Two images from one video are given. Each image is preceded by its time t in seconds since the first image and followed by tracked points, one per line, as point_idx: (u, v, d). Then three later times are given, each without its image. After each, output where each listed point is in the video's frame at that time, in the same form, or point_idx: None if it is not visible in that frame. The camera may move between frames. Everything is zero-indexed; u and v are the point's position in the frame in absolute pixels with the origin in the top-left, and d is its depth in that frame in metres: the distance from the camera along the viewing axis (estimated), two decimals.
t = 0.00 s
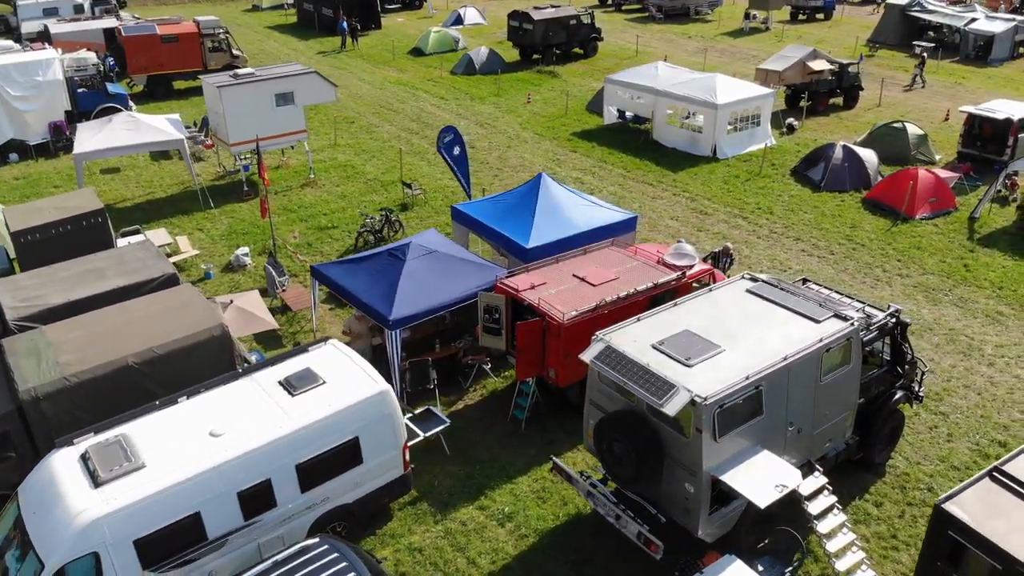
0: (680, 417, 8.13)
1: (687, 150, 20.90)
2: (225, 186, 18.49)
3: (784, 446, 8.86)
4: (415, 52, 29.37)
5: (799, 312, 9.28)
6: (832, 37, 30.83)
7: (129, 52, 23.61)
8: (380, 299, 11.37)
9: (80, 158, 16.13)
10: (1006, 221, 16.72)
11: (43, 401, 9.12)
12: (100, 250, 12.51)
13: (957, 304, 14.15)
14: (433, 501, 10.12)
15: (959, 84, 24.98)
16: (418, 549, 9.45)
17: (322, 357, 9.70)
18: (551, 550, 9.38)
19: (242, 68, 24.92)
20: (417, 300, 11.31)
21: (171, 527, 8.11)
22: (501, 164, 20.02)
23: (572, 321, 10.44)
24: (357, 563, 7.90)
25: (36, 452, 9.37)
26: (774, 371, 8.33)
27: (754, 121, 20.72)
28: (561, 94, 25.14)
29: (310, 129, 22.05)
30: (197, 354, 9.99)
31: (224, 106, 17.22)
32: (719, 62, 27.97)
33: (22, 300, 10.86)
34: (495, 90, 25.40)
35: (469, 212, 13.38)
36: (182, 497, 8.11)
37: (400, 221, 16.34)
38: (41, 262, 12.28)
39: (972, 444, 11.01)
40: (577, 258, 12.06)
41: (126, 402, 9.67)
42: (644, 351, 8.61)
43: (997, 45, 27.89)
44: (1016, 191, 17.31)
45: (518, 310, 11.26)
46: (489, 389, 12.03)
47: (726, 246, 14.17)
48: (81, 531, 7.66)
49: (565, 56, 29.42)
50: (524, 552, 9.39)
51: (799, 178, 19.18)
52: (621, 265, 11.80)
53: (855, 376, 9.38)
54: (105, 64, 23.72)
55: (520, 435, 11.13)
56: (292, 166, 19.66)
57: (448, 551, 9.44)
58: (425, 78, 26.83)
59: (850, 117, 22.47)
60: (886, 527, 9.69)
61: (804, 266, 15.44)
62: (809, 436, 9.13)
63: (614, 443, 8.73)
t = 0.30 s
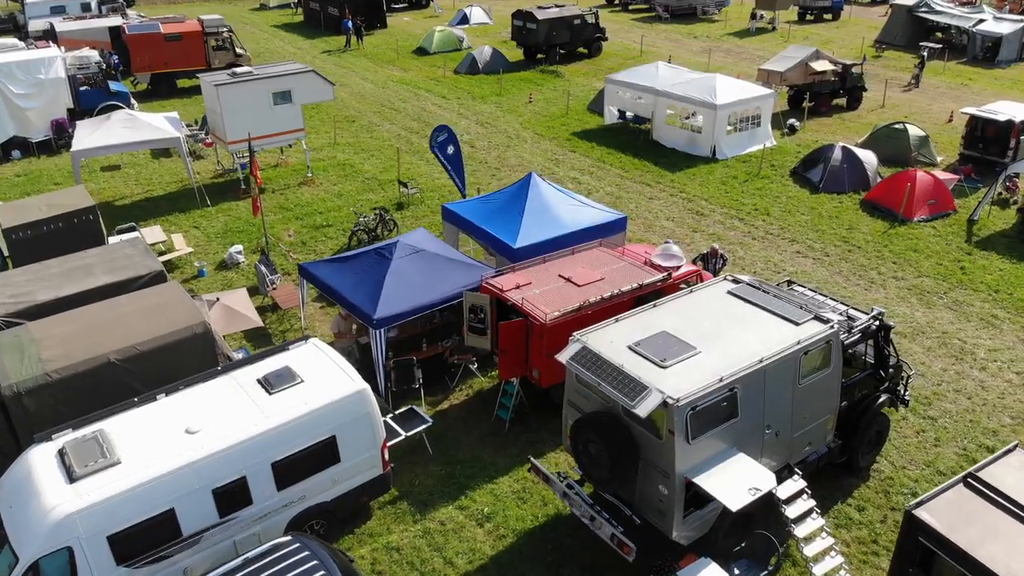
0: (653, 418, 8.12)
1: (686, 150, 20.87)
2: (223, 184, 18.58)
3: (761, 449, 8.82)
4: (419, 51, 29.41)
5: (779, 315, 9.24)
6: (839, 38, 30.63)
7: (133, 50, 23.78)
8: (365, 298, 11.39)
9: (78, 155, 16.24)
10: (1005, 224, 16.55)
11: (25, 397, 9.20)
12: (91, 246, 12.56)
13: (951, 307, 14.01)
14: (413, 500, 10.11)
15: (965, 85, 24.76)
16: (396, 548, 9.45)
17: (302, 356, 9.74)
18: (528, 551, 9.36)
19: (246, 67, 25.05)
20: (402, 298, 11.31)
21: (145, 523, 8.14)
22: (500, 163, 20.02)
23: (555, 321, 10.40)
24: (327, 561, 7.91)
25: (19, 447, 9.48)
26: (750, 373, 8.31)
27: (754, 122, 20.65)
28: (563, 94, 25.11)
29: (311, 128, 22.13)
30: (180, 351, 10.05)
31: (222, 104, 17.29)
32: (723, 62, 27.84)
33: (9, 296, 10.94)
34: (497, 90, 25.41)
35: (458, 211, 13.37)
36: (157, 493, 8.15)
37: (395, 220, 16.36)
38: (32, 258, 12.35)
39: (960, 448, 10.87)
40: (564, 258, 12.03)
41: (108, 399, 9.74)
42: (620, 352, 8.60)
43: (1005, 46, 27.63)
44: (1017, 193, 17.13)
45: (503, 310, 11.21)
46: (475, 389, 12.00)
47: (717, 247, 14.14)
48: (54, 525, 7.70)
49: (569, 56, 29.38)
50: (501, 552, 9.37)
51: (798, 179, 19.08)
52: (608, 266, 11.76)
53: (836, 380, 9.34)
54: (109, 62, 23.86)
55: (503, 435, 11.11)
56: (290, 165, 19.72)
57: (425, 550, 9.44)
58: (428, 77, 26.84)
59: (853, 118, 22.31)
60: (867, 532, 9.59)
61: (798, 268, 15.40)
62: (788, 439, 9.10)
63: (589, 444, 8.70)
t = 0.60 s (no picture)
0: (632, 421, 8.08)
1: (693, 151, 20.76)
2: (229, 182, 18.71)
3: (744, 454, 8.77)
4: (431, 50, 29.45)
5: (765, 319, 9.18)
6: (854, 39, 30.34)
7: (145, 48, 24.01)
8: (358, 297, 11.40)
9: (84, 152, 16.41)
10: (1013, 229, 16.31)
11: (14, 390, 9.30)
12: (89, 242, 12.67)
13: (954, 312, 13.82)
14: (399, 499, 10.12)
15: (980, 88, 24.43)
16: (379, 547, 9.46)
17: (288, 354, 9.78)
18: (510, 553, 9.33)
19: (257, 65, 25.20)
20: (394, 298, 11.31)
21: (126, 517, 8.20)
22: (505, 163, 20.01)
23: (544, 321, 10.36)
24: (302, 559, 7.93)
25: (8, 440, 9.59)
26: (731, 377, 8.25)
27: (762, 123, 20.49)
28: (573, 95, 25.05)
29: (319, 126, 22.22)
30: (169, 347, 10.14)
31: (227, 102, 17.40)
32: (735, 63, 27.65)
33: (6, 290, 11.06)
34: (507, 89, 25.40)
35: (454, 211, 13.36)
36: (138, 488, 8.21)
37: (396, 219, 16.38)
38: (32, 254, 12.45)
39: (954, 456, 10.68)
40: (559, 259, 11.98)
41: (97, 393, 9.83)
42: (602, 354, 8.55)
43: (1022, 49, 27.24)
44: None
45: (494, 310, 11.17)
46: (467, 389, 12.00)
47: (716, 249, 14.06)
48: (35, 518, 7.78)
49: (581, 56, 29.30)
50: (483, 554, 9.35)
51: (804, 182, 18.91)
52: (601, 267, 11.71)
53: (823, 385, 9.25)
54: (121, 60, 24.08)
55: (492, 436, 11.08)
56: (296, 163, 19.81)
57: (407, 550, 9.43)
58: (438, 76, 26.87)
59: (864, 121, 22.05)
60: (854, 539, 9.46)
61: (799, 272, 15.32)
62: (772, 444, 9.02)
63: (570, 446, 8.66)
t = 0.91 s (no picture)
0: (616, 425, 8.02)
1: (706, 153, 20.61)
2: (241, 179, 18.87)
3: (732, 460, 8.67)
4: (449, 50, 29.50)
5: (757, 324, 9.09)
6: (877, 41, 29.95)
7: (165, 46, 24.26)
8: (356, 296, 11.39)
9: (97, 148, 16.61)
10: None
11: (10, 382, 9.39)
12: (95, 237, 12.80)
13: (962, 320, 13.58)
14: (389, 498, 10.13)
15: (1003, 92, 24.00)
16: (366, 546, 9.48)
17: (280, 351, 9.83)
18: (497, 554, 9.31)
19: (275, 63, 25.37)
20: (391, 296, 11.33)
21: (113, 510, 8.27)
22: (516, 164, 20.00)
23: (538, 322, 10.32)
24: (284, 555, 7.96)
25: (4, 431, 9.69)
26: (718, 382, 8.17)
27: (777, 125, 20.28)
28: (588, 95, 24.96)
29: (334, 124, 22.33)
30: (165, 343, 10.22)
31: (239, 100, 17.54)
32: (754, 64, 27.39)
33: (9, 283, 11.21)
34: (522, 89, 25.37)
35: (456, 211, 13.36)
36: (125, 481, 8.28)
37: (403, 217, 16.40)
38: (38, 249, 12.60)
39: (954, 466, 10.49)
40: (558, 260, 11.94)
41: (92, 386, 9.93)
42: (588, 357, 8.50)
43: None
44: None
45: (490, 310, 11.16)
46: (464, 389, 11.99)
47: (722, 250, 13.86)
48: (22, 509, 7.87)
49: (599, 57, 29.19)
50: (470, 555, 9.33)
51: (818, 185, 18.68)
52: (600, 269, 11.65)
53: (815, 391, 9.13)
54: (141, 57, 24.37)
55: (486, 437, 11.06)
56: (308, 161, 19.90)
57: (394, 549, 9.44)
58: (455, 76, 26.90)
59: (882, 124, 21.74)
60: (846, 549, 9.32)
61: (806, 276, 15.16)
62: (762, 451, 8.92)
63: (556, 449, 8.62)
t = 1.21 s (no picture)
0: (603, 429, 7.96)
1: (724, 155, 20.41)
2: (257, 176, 19.04)
3: (723, 467, 8.57)
4: (471, 49, 29.54)
5: (752, 330, 8.97)
6: (905, 44, 29.47)
7: (188, 43, 24.55)
8: (356, 294, 11.44)
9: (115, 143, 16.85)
10: None
11: (12, 374, 9.52)
12: (105, 232, 13.00)
13: (976, 329, 13.30)
14: (383, 497, 10.15)
15: None
16: (357, 544, 9.51)
17: (276, 348, 9.88)
18: (486, 556, 9.28)
19: (297, 61, 25.57)
20: (391, 295, 11.35)
21: (105, 502, 8.36)
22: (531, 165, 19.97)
23: (535, 323, 10.28)
24: (268, 552, 8.00)
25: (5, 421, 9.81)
26: (707, 388, 8.08)
27: (796, 128, 20.02)
28: (608, 96, 24.84)
29: (352, 122, 22.44)
30: (164, 338, 10.33)
31: (255, 98, 17.69)
32: (778, 66, 27.07)
33: (18, 276, 11.38)
34: (542, 90, 25.41)
35: (462, 210, 13.35)
36: (116, 474, 8.36)
37: (413, 216, 16.41)
38: (49, 243, 12.79)
39: (958, 478, 10.27)
40: (560, 261, 11.89)
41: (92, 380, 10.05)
42: (578, 360, 8.44)
43: None
44: None
45: (490, 311, 11.13)
46: (464, 388, 11.98)
47: (732, 254, 13.51)
48: (14, 499, 7.97)
49: (621, 57, 29.04)
50: (459, 556, 9.31)
51: (836, 189, 18.40)
52: (602, 271, 11.58)
53: (811, 399, 8.99)
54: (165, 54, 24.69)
55: (483, 437, 11.04)
56: (324, 159, 20.00)
57: (385, 548, 9.46)
58: (476, 75, 26.91)
59: (905, 128, 21.37)
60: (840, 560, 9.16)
61: (818, 282, 14.96)
62: (755, 458, 8.80)
63: (543, 452, 8.55)
